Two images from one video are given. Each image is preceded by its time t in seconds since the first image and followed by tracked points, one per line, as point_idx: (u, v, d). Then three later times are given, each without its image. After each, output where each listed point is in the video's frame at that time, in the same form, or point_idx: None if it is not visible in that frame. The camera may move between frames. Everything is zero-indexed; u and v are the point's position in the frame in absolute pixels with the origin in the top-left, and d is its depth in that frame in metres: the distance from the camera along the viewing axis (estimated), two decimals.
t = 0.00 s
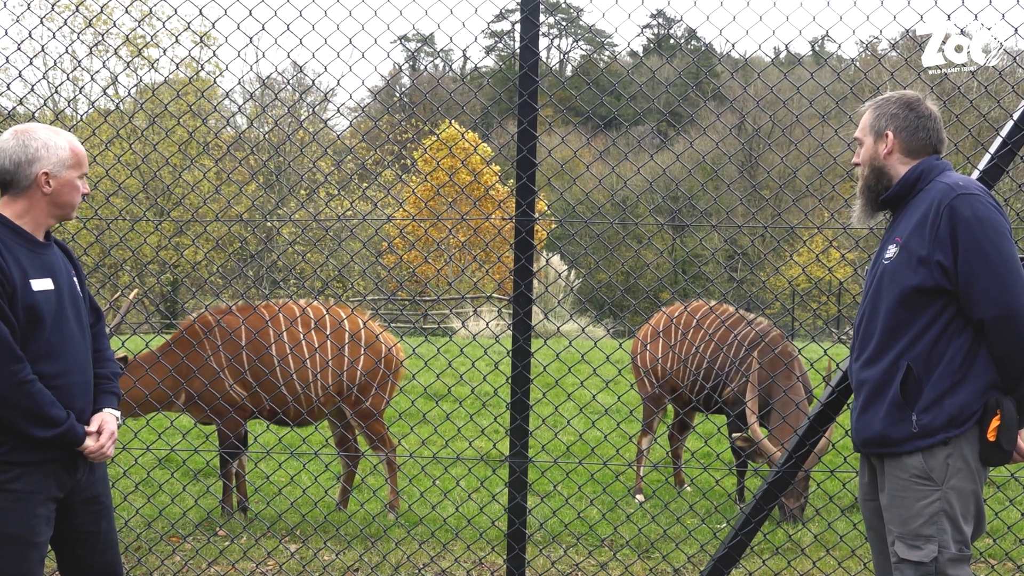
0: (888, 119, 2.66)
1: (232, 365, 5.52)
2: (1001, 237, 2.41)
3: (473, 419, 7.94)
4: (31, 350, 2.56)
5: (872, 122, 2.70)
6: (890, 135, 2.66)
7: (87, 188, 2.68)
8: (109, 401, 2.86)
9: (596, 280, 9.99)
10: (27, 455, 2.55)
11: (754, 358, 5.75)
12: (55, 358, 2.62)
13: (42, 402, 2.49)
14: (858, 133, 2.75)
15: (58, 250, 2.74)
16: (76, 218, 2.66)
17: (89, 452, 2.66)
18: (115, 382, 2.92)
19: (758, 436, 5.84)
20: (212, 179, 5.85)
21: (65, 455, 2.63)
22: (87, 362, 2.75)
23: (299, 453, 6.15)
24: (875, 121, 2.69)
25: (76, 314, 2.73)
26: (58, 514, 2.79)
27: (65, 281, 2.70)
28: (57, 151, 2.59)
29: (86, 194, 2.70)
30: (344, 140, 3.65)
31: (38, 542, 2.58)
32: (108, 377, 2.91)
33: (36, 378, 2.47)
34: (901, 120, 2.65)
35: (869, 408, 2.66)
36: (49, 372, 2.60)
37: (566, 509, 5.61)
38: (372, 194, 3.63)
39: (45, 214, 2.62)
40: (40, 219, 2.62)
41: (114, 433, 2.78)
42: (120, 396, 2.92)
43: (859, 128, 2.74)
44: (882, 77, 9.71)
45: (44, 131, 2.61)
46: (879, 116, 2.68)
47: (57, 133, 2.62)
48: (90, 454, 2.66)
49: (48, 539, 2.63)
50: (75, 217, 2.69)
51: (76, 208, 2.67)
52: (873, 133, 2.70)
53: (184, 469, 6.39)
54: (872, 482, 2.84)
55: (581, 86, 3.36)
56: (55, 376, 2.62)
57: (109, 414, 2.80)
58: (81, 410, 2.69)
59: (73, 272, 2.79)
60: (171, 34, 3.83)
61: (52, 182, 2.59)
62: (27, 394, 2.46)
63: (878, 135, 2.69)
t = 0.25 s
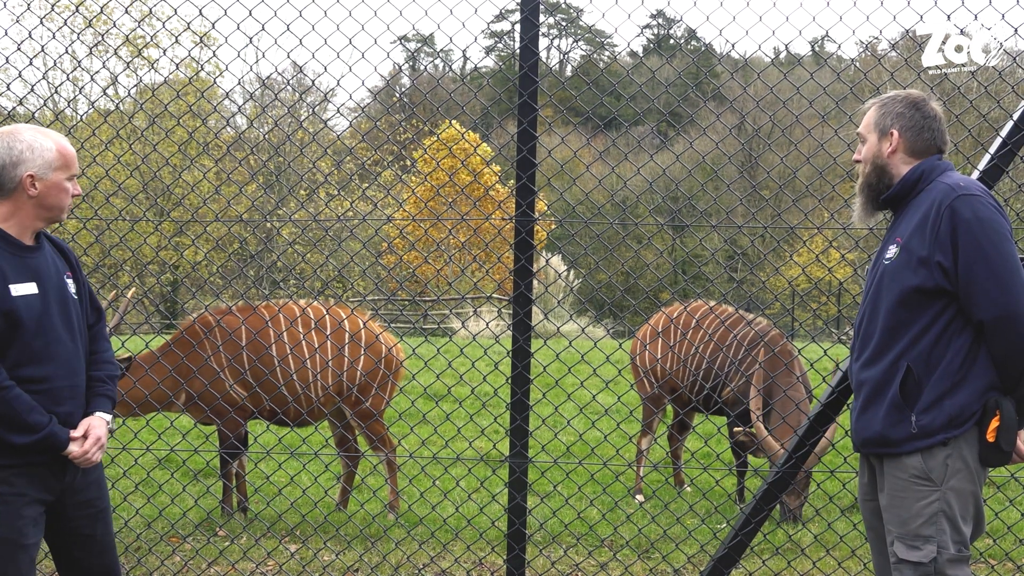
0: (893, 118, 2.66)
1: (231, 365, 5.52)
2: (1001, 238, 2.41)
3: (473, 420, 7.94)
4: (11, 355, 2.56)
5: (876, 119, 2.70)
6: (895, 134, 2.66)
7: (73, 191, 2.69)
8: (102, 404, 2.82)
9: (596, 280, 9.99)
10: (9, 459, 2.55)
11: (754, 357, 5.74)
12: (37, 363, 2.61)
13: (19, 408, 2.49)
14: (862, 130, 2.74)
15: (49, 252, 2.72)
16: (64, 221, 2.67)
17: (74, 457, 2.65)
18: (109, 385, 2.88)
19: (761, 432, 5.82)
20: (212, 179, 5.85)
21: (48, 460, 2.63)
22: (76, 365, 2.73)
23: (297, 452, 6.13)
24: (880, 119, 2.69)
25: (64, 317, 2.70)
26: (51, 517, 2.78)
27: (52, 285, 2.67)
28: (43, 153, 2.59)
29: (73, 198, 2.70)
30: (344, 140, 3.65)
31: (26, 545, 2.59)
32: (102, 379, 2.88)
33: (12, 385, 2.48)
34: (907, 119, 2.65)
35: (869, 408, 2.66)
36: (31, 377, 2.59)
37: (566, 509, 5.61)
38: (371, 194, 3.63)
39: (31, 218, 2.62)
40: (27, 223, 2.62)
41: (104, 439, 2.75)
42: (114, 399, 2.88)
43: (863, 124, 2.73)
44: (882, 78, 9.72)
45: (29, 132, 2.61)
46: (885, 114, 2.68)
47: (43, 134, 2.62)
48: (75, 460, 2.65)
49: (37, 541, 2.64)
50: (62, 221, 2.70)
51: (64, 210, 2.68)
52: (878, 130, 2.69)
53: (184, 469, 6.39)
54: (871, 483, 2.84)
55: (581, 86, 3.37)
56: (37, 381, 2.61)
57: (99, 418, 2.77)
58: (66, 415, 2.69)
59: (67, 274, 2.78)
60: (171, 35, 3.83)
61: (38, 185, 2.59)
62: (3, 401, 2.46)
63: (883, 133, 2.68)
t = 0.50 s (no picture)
0: (899, 116, 2.65)
1: (232, 365, 5.52)
2: (1003, 240, 2.41)
3: (474, 420, 7.94)
4: None
5: (881, 117, 2.69)
6: (900, 132, 2.65)
7: (52, 193, 2.69)
8: (75, 410, 2.80)
9: (597, 280, 10.00)
10: None
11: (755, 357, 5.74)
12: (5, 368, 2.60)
13: None
14: (866, 128, 2.74)
15: (26, 254, 2.71)
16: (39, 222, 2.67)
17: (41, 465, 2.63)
18: (83, 390, 2.86)
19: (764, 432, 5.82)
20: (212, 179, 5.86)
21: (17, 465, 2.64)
22: (48, 369, 2.72)
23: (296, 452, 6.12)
24: (884, 117, 2.68)
25: (38, 321, 2.69)
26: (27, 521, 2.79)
27: (26, 290, 2.66)
28: (21, 154, 2.61)
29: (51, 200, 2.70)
30: (345, 140, 3.65)
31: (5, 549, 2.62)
32: (76, 384, 2.85)
33: None
34: (913, 118, 2.64)
35: (869, 408, 2.66)
36: None
37: (567, 509, 5.61)
38: (372, 193, 3.62)
39: (7, 219, 2.63)
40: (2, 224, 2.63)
41: (74, 447, 2.72)
42: (87, 405, 2.86)
43: (867, 122, 2.73)
44: (882, 78, 9.73)
45: (9, 133, 2.63)
46: (889, 112, 2.67)
47: (21, 136, 2.64)
48: (42, 467, 2.63)
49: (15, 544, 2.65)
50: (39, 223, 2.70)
51: (42, 212, 2.69)
52: (882, 128, 2.69)
53: (185, 468, 6.39)
54: (871, 482, 2.84)
55: (582, 86, 3.37)
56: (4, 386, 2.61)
57: (70, 425, 2.75)
58: (35, 421, 2.68)
59: (44, 276, 2.76)
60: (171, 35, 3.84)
61: (14, 186, 2.61)
62: None
63: (888, 131, 2.68)
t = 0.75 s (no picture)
0: (882, 119, 2.67)
1: (232, 365, 5.52)
2: (1005, 240, 2.41)
3: (474, 419, 7.95)
4: None
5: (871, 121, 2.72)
6: (884, 134, 2.67)
7: (31, 180, 2.69)
8: (55, 403, 2.80)
9: (597, 280, 10.00)
10: None
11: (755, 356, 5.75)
12: None
13: None
14: (864, 133, 2.77)
15: (6, 244, 2.71)
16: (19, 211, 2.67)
17: (18, 459, 2.63)
18: (65, 381, 2.87)
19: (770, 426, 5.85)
20: (213, 179, 5.86)
21: None
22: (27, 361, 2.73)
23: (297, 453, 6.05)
24: (872, 121, 2.71)
25: (17, 311, 2.70)
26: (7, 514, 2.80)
27: (2, 281, 2.66)
28: (1, 141, 2.60)
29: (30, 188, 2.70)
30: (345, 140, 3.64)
31: None
32: (57, 375, 2.85)
33: None
34: (894, 119, 2.64)
35: (871, 408, 2.66)
36: None
37: (567, 508, 5.61)
38: (372, 193, 3.62)
39: None
40: None
41: (53, 440, 2.72)
42: (69, 397, 2.86)
43: (864, 128, 2.76)
44: (883, 78, 9.72)
45: None
46: (875, 115, 2.70)
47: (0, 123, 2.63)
48: (19, 460, 2.64)
49: None
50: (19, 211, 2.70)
51: (22, 201, 2.68)
52: (871, 133, 2.72)
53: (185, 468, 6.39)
54: (873, 482, 2.84)
55: (582, 85, 3.36)
56: None
57: (49, 417, 2.75)
58: (13, 412, 2.71)
59: (25, 266, 2.76)
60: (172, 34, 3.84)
61: None
62: None
63: (876, 135, 2.70)
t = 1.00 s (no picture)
0: (881, 120, 2.67)
1: (232, 365, 5.51)
2: (1005, 239, 2.41)
3: (474, 419, 7.95)
4: None
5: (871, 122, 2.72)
6: (884, 136, 2.67)
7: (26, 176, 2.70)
8: (54, 401, 2.80)
9: (597, 279, 10.00)
10: None
11: (756, 356, 5.74)
12: None
13: None
14: (864, 135, 2.78)
15: (4, 242, 2.72)
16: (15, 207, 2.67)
17: (12, 457, 2.62)
18: (64, 379, 2.86)
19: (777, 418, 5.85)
20: (213, 179, 5.86)
21: None
22: (25, 358, 2.73)
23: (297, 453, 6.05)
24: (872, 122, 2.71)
25: (15, 308, 2.70)
26: None
27: None
28: None
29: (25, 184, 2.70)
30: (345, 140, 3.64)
31: None
32: (56, 373, 2.85)
33: None
34: (892, 119, 2.65)
35: (872, 408, 2.67)
36: None
37: (567, 508, 5.61)
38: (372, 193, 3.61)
39: None
40: None
41: (49, 439, 2.70)
42: (69, 395, 2.86)
43: (863, 131, 2.77)
44: (883, 78, 9.73)
45: None
46: (875, 116, 2.70)
47: None
48: (14, 459, 2.62)
49: None
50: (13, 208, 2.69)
51: (17, 196, 2.67)
52: (870, 134, 2.72)
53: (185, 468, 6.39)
54: (873, 482, 2.84)
55: (582, 85, 3.36)
56: None
57: (47, 417, 2.74)
58: (13, 410, 2.71)
59: (24, 264, 2.77)
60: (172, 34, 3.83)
61: None
62: None
63: (876, 136, 2.70)
